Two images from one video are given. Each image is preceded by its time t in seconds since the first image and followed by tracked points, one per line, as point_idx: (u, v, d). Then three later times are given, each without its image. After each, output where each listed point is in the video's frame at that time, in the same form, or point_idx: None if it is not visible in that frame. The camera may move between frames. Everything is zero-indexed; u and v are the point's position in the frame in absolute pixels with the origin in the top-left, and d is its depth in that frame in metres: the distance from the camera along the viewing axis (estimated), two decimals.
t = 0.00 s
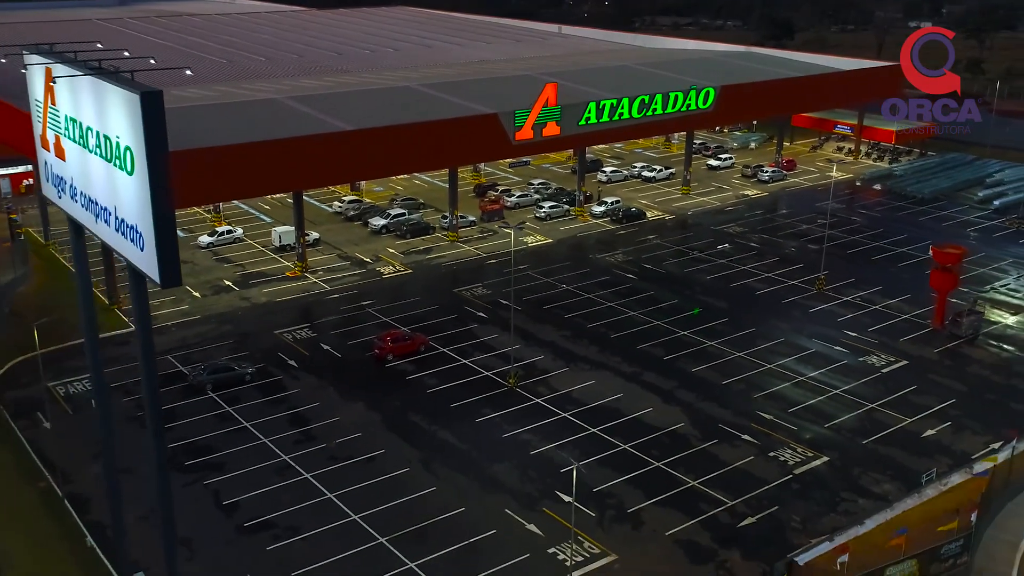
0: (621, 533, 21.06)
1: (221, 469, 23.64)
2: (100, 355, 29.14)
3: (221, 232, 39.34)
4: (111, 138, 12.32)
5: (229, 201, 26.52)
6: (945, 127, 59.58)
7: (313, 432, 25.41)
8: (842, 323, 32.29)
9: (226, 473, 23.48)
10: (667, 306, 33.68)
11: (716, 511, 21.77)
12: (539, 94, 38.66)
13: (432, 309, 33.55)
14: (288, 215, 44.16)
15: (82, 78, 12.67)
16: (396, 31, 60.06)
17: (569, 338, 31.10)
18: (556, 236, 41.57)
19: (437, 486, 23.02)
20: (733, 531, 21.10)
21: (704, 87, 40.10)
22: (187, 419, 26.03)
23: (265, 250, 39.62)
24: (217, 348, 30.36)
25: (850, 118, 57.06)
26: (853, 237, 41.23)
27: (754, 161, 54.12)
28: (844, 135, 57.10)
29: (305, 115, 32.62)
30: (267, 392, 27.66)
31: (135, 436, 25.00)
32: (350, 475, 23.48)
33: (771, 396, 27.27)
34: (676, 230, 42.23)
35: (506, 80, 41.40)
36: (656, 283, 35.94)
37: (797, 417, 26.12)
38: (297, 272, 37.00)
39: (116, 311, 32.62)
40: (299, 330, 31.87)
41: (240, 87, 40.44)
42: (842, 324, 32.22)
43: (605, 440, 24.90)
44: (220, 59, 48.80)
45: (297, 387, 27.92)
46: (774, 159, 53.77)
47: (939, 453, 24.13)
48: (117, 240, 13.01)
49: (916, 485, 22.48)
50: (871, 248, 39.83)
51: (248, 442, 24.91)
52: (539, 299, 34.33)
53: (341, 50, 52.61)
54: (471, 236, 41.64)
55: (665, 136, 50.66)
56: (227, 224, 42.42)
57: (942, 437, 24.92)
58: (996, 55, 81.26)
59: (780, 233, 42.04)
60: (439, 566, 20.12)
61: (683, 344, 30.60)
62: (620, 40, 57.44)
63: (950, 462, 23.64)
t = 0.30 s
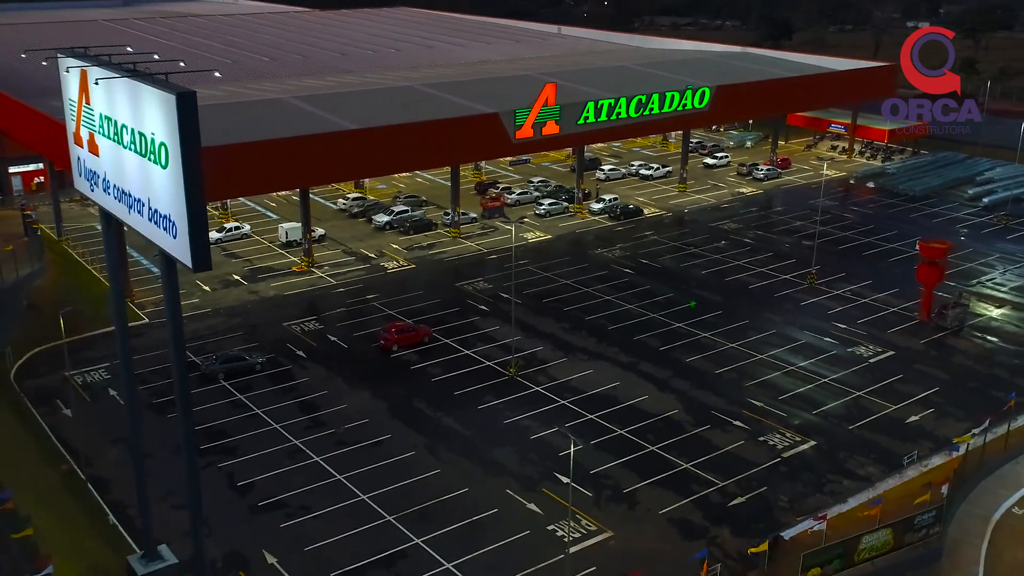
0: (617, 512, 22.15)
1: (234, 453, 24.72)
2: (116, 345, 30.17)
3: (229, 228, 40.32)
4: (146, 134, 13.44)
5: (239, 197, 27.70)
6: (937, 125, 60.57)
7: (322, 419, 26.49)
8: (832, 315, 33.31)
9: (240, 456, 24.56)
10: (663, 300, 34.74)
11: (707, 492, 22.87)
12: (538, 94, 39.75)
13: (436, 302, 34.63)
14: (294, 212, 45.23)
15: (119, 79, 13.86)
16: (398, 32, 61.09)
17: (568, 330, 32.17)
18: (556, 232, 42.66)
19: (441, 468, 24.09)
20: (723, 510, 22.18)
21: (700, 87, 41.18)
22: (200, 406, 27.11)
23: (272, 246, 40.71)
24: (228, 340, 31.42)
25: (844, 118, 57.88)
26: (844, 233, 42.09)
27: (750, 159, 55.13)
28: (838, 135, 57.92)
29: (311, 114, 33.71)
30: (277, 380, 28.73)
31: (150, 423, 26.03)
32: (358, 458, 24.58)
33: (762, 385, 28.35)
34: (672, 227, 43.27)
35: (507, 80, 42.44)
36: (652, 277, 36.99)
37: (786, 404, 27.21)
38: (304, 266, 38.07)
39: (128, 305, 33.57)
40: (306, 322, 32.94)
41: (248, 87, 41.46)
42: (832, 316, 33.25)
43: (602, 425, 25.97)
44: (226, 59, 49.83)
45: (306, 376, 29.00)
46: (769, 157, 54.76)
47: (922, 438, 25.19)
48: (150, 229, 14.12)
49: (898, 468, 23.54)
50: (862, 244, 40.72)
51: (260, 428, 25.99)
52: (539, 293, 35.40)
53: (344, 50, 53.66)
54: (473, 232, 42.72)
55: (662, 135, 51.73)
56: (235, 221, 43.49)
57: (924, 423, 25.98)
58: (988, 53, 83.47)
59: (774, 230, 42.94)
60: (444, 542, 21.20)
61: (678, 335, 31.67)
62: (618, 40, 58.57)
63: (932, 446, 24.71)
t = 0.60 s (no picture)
0: (613, 495, 23.18)
1: (247, 440, 25.76)
2: (129, 339, 31.13)
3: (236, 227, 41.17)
4: (175, 135, 14.88)
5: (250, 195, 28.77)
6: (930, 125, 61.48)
7: (330, 408, 27.52)
8: (824, 310, 34.24)
9: (252, 443, 25.59)
10: (659, 295, 35.72)
11: (700, 476, 23.91)
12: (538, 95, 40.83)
13: (438, 297, 35.64)
14: (299, 211, 46.25)
15: (149, 85, 15.34)
16: (400, 33, 62.07)
17: (567, 324, 33.18)
18: (555, 230, 43.65)
19: (445, 455, 25.13)
20: (715, 494, 23.19)
21: (696, 88, 42.22)
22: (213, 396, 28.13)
23: (278, 243, 41.72)
24: (237, 333, 32.45)
25: (838, 118, 58.29)
26: (836, 232, 42.48)
27: (746, 159, 56.00)
28: (832, 135, 58.26)
29: (318, 114, 34.73)
30: (286, 372, 29.76)
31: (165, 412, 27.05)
32: (365, 446, 25.62)
33: (754, 376, 29.38)
34: (669, 224, 44.19)
35: (507, 81, 43.48)
36: (649, 274, 37.95)
37: (776, 394, 28.22)
38: (310, 263, 39.07)
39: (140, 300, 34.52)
40: (313, 317, 33.94)
41: (254, 87, 42.47)
42: (823, 311, 34.17)
43: (599, 415, 27.00)
44: (232, 60, 50.82)
45: (314, 368, 30.03)
46: (764, 157, 55.18)
47: (907, 426, 26.19)
48: (178, 222, 15.56)
49: (883, 454, 24.55)
50: (854, 241, 41.20)
51: (271, 417, 27.03)
52: (538, 289, 36.40)
53: (347, 51, 54.64)
54: (474, 230, 43.73)
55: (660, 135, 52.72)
56: (241, 219, 44.51)
57: (909, 413, 26.98)
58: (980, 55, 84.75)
59: (769, 228, 43.31)
60: (449, 524, 22.22)
61: (674, 329, 32.69)
62: (616, 41, 59.66)
63: (916, 434, 25.71)
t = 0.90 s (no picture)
0: (610, 479, 24.31)
1: (259, 428, 26.90)
2: (142, 331, 32.09)
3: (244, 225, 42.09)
4: (202, 136, 16.69)
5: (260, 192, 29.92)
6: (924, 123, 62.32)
7: (338, 397, 28.66)
8: (814, 304, 35.23)
9: (264, 430, 26.74)
10: (655, 290, 36.78)
11: (692, 461, 25.04)
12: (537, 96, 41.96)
13: (440, 292, 36.76)
14: (305, 209, 47.35)
15: (178, 90, 17.24)
16: (402, 34, 63.07)
17: (565, 318, 34.28)
18: (554, 228, 44.73)
19: (449, 442, 26.27)
20: (707, 478, 24.34)
21: (692, 89, 43.27)
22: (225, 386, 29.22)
23: (285, 241, 42.82)
24: (247, 327, 33.54)
25: (831, 118, 58.70)
26: (828, 228, 42.89)
27: (741, 159, 56.95)
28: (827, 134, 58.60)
29: (325, 115, 35.75)
30: (295, 363, 30.89)
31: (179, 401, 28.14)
32: (372, 433, 26.78)
33: (746, 367, 30.49)
34: (665, 222, 45.20)
35: (507, 83, 44.56)
36: (646, 269, 39.00)
37: (767, 384, 29.35)
38: (316, 260, 40.17)
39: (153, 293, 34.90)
40: (320, 311, 35.04)
41: (260, 88, 43.53)
42: (814, 305, 35.14)
43: (597, 404, 28.13)
44: (237, 61, 51.80)
45: (322, 359, 31.16)
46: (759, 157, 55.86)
47: (891, 414, 27.27)
48: (202, 217, 17.33)
49: (868, 440, 25.63)
50: (845, 239, 41.56)
51: (281, 405, 28.18)
52: (538, 284, 37.49)
53: (350, 52, 55.64)
54: (475, 227, 44.82)
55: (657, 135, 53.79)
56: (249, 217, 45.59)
57: (894, 402, 28.05)
58: (976, 55, 85.60)
59: (763, 226, 43.86)
60: (453, 505, 23.35)
61: (669, 322, 33.81)
62: (615, 43, 60.75)
63: (900, 422, 26.78)
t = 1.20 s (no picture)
0: (606, 464, 25.56)
1: (271, 416, 28.18)
2: (157, 326, 33.18)
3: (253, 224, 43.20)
4: (226, 138, 18.24)
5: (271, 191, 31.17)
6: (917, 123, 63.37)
7: (346, 388, 29.94)
8: (805, 299, 36.44)
9: (276, 418, 28.02)
10: (651, 287, 38.03)
11: (685, 447, 26.32)
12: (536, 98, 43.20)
13: (443, 288, 38.03)
14: (310, 208, 48.60)
15: (203, 96, 18.77)
16: (405, 37, 64.28)
17: (564, 313, 35.55)
18: (553, 227, 45.96)
19: (453, 429, 27.55)
20: (699, 463, 25.61)
21: (687, 92, 44.50)
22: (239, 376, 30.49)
23: (292, 239, 44.08)
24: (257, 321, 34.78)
25: (824, 119, 59.62)
26: (819, 227, 44.00)
27: (736, 159, 58.14)
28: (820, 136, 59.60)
29: (332, 117, 36.94)
30: (304, 356, 32.17)
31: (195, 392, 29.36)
32: (379, 421, 28.06)
33: (737, 359, 31.76)
34: (661, 220, 46.41)
35: (507, 85, 45.80)
36: (643, 267, 40.24)
37: (757, 375, 30.63)
38: (323, 257, 41.45)
39: (165, 290, 35.93)
40: (327, 307, 36.30)
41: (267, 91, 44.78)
42: (804, 300, 36.37)
43: (594, 394, 29.40)
44: (243, 63, 53.00)
45: (330, 352, 32.44)
46: (753, 157, 57.09)
47: (876, 404, 28.50)
48: (226, 213, 18.92)
49: (852, 427, 26.89)
50: (836, 237, 42.75)
51: (292, 395, 29.47)
52: (538, 281, 38.75)
53: (354, 54, 56.81)
54: (477, 226, 46.08)
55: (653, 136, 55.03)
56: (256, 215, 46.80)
57: (879, 391, 29.29)
58: (970, 57, 86.64)
59: (755, 224, 45.09)
60: (457, 488, 24.63)
61: (664, 317, 35.07)
62: (613, 46, 62.02)
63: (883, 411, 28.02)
